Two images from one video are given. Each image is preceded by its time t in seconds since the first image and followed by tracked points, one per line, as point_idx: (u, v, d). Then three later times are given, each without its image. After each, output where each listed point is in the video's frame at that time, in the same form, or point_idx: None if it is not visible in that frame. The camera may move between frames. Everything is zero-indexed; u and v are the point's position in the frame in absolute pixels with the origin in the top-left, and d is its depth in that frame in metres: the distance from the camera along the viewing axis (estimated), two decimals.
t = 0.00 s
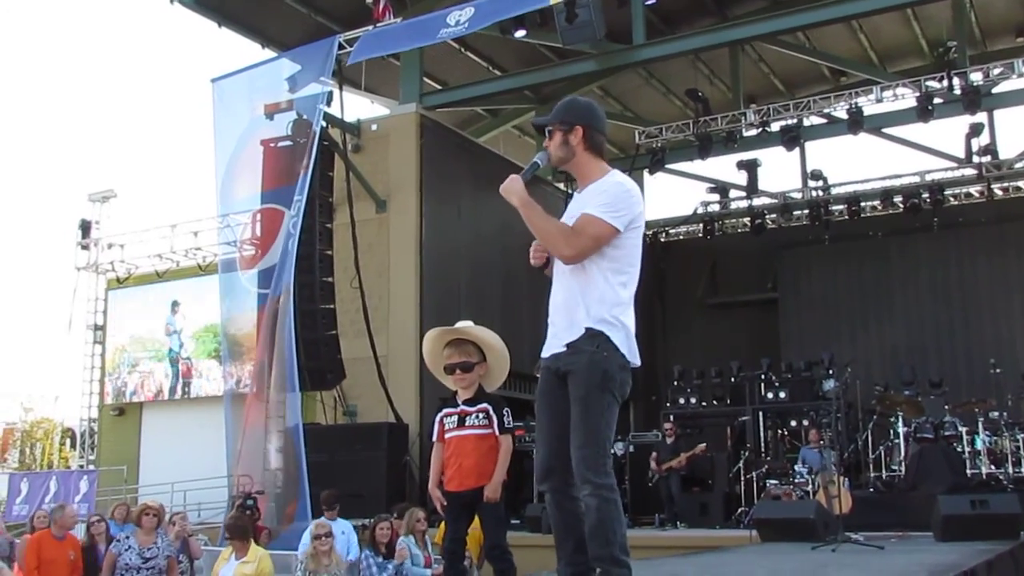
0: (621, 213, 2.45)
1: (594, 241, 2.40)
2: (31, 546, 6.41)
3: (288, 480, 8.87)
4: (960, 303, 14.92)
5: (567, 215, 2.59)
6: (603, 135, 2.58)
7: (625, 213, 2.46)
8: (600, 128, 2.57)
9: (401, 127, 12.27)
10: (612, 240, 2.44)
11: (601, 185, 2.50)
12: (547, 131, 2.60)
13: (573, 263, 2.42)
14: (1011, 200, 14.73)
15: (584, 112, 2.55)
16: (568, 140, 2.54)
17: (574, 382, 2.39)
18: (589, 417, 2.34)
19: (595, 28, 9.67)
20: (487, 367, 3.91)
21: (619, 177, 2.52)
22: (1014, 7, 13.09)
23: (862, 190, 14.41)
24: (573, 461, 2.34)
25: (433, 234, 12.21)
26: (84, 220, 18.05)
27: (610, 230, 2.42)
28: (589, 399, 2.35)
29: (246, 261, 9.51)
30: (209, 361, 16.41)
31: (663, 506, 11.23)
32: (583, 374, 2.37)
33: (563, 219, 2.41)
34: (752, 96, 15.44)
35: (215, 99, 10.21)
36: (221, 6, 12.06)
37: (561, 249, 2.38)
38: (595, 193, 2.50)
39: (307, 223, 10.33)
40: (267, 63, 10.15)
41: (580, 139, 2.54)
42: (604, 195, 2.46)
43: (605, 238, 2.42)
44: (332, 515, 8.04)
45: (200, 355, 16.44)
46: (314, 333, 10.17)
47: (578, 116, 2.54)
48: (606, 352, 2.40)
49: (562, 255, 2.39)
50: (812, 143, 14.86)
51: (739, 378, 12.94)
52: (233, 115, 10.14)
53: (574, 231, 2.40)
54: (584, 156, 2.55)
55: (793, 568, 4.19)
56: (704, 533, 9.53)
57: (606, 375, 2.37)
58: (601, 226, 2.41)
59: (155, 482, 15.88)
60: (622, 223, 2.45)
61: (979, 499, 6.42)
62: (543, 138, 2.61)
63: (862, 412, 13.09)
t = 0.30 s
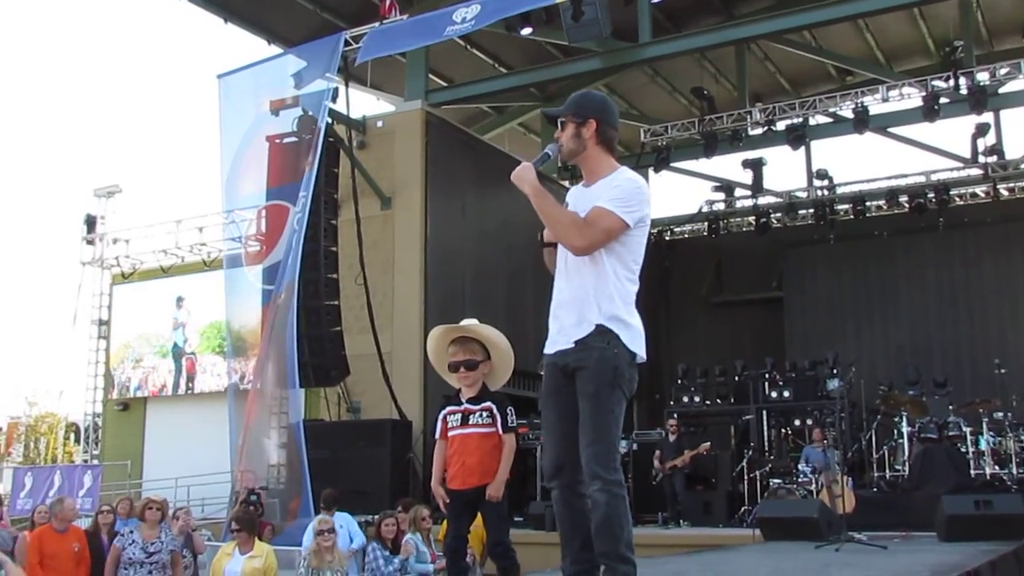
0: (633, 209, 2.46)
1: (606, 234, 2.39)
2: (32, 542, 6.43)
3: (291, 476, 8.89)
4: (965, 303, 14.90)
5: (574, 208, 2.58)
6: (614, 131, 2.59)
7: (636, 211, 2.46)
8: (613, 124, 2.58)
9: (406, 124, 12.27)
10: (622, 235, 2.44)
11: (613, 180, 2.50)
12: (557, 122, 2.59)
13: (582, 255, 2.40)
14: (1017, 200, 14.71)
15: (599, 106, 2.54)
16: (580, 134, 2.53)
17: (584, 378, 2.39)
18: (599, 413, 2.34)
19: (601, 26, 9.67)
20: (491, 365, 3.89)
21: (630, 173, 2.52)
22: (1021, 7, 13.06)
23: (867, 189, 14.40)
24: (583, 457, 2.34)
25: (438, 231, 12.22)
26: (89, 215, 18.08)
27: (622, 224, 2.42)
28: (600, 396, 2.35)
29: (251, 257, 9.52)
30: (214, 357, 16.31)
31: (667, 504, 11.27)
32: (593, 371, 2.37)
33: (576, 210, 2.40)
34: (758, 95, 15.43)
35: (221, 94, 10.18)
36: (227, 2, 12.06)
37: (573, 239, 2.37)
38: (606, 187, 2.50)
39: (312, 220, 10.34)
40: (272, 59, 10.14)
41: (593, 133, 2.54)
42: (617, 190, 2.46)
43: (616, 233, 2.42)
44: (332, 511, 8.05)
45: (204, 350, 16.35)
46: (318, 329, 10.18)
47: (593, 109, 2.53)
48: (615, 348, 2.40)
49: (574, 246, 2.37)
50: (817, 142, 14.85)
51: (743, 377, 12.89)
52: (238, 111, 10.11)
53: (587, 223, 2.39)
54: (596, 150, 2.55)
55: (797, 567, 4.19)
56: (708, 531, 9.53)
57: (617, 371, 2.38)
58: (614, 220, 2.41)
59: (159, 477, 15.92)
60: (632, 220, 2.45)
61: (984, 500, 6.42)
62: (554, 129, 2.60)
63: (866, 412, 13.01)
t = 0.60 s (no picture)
0: (641, 210, 2.46)
1: (614, 237, 2.40)
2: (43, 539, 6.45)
3: (292, 473, 8.86)
4: (970, 302, 14.88)
5: (581, 207, 2.59)
6: (622, 129, 2.59)
7: (644, 211, 2.47)
8: (620, 121, 2.58)
9: (410, 122, 12.28)
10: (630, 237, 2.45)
11: (620, 181, 2.51)
12: (564, 120, 2.59)
13: (590, 258, 2.41)
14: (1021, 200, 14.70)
15: (606, 104, 2.55)
16: (587, 131, 2.54)
17: (591, 377, 2.39)
18: (606, 411, 2.35)
19: (606, 25, 9.67)
20: (492, 363, 3.90)
21: (637, 173, 2.52)
22: None
23: (872, 189, 14.40)
24: (589, 455, 2.34)
25: (442, 229, 12.22)
26: (94, 213, 18.11)
27: (630, 227, 2.42)
28: (607, 395, 2.36)
29: (257, 255, 9.56)
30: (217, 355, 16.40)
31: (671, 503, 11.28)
32: (601, 370, 2.38)
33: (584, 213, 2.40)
34: (763, 94, 15.41)
35: (226, 92, 10.26)
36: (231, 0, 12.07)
37: (580, 242, 2.37)
38: (614, 188, 2.50)
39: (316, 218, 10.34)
40: (276, 58, 10.17)
41: (599, 132, 2.54)
42: (625, 192, 2.46)
43: (624, 235, 2.42)
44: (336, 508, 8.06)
45: (208, 348, 16.45)
46: (322, 327, 10.19)
47: (599, 108, 2.54)
48: (623, 347, 2.41)
49: (582, 249, 2.38)
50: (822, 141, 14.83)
51: (748, 376, 12.84)
52: (243, 109, 10.16)
53: (595, 226, 2.39)
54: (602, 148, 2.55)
55: (800, 567, 4.19)
56: (711, 530, 9.52)
57: (624, 371, 2.39)
58: (622, 222, 2.41)
59: (163, 474, 15.95)
60: (641, 221, 2.46)
61: (987, 500, 6.41)
62: (561, 128, 2.61)
63: (870, 411, 13.02)
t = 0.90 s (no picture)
0: (645, 212, 2.45)
1: (618, 240, 2.40)
2: (53, 537, 6.49)
3: (293, 473, 8.87)
4: (971, 303, 14.87)
5: (586, 208, 2.59)
6: (629, 130, 2.59)
7: (648, 213, 2.46)
8: (627, 123, 2.58)
9: (412, 122, 12.28)
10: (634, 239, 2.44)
11: (625, 182, 2.50)
12: (571, 120, 2.59)
13: (593, 260, 2.41)
14: None
15: (613, 106, 2.55)
16: (594, 132, 2.55)
17: (592, 378, 2.39)
18: (606, 413, 2.35)
19: (608, 25, 9.67)
20: (493, 364, 3.89)
21: (642, 175, 2.52)
22: None
23: (874, 189, 14.38)
24: (589, 457, 2.34)
25: (444, 229, 12.23)
26: (96, 212, 18.14)
27: (633, 229, 2.42)
28: (607, 396, 2.36)
29: (259, 254, 9.52)
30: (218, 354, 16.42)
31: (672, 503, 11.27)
32: (602, 371, 2.38)
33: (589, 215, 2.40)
34: (765, 94, 15.41)
35: (228, 91, 10.25)
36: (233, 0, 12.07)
37: (584, 245, 2.37)
38: (619, 189, 2.50)
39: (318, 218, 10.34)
40: (278, 57, 10.17)
41: (606, 132, 2.55)
42: (629, 193, 2.46)
43: (628, 237, 2.42)
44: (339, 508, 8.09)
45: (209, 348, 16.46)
46: (324, 327, 10.20)
47: (606, 108, 2.54)
48: (624, 349, 2.41)
49: (585, 251, 2.38)
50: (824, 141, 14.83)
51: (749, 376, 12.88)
52: (244, 109, 10.14)
53: (599, 228, 2.39)
54: (608, 149, 2.56)
55: (801, 566, 4.18)
56: (713, 530, 9.51)
57: (625, 372, 2.39)
58: (626, 225, 2.41)
59: (164, 474, 15.96)
60: (645, 223, 2.45)
61: (989, 500, 6.40)
62: (568, 128, 2.61)
63: (871, 412, 13.03)
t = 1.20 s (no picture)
0: (646, 207, 2.45)
1: (619, 236, 2.40)
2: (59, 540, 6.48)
3: (297, 475, 8.88)
4: (974, 298, 14.87)
5: (588, 203, 2.60)
6: (630, 123, 2.59)
7: (649, 208, 2.46)
8: (628, 117, 2.58)
9: (412, 122, 12.28)
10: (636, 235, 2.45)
11: (626, 177, 2.50)
12: (571, 115, 2.59)
13: (595, 256, 2.42)
14: None
15: (614, 100, 2.55)
16: (595, 127, 2.54)
17: (597, 375, 2.40)
18: (616, 409, 2.35)
19: (607, 23, 9.67)
20: (500, 361, 3.89)
21: (643, 168, 2.52)
22: None
23: (875, 185, 14.37)
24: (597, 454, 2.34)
25: (445, 229, 12.23)
26: (96, 215, 18.17)
27: (635, 225, 2.43)
28: (614, 392, 2.36)
29: (259, 255, 9.54)
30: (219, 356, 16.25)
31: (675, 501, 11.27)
32: (606, 367, 2.38)
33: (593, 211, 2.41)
34: (765, 91, 15.42)
35: (228, 93, 10.26)
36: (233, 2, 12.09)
37: (585, 242, 2.38)
38: (620, 184, 2.50)
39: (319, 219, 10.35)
40: (278, 58, 10.17)
41: (607, 126, 2.55)
42: (630, 188, 2.46)
43: (629, 233, 2.43)
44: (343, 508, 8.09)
45: (211, 350, 16.35)
46: (326, 327, 10.21)
47: (608, 102, 2.54)
48: (628, 344, 2.41)
49: (586, 248, 2.39)
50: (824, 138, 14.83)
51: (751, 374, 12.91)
52: (244, 111, 10.15)
53: (600, 224, 2.40)
54: (609, 144, 2.56)
55: (805, 563, 4.18)
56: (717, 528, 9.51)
57: (631, 367, 2.39)
58: (627, 220, 2.41)
59: (167, 477, 15.99)
60: (646, 218, 2.45)
61: (992, 495, 6.41)
62: (568, 123, 2.61)
63: (873, 408, 13.03)
